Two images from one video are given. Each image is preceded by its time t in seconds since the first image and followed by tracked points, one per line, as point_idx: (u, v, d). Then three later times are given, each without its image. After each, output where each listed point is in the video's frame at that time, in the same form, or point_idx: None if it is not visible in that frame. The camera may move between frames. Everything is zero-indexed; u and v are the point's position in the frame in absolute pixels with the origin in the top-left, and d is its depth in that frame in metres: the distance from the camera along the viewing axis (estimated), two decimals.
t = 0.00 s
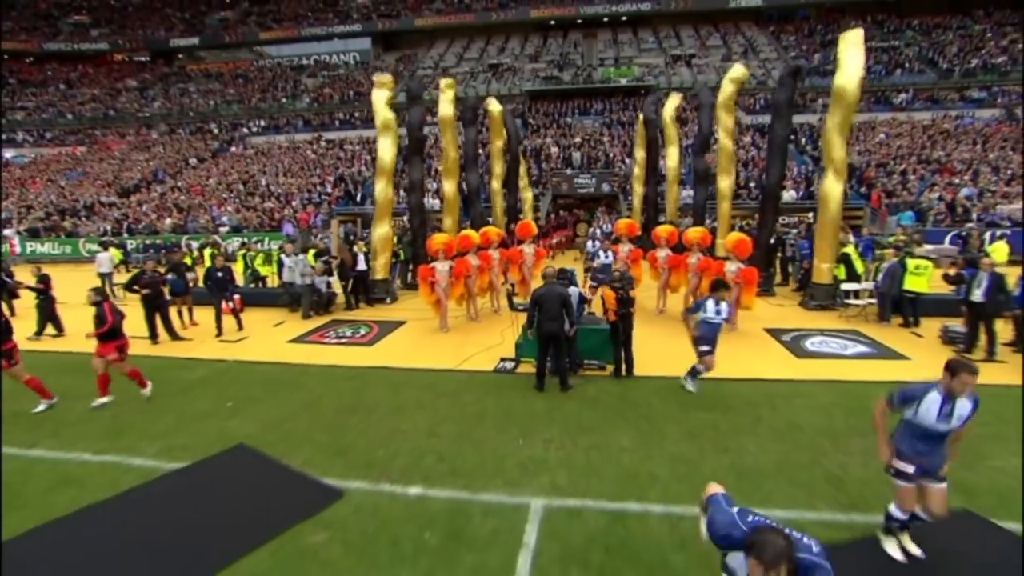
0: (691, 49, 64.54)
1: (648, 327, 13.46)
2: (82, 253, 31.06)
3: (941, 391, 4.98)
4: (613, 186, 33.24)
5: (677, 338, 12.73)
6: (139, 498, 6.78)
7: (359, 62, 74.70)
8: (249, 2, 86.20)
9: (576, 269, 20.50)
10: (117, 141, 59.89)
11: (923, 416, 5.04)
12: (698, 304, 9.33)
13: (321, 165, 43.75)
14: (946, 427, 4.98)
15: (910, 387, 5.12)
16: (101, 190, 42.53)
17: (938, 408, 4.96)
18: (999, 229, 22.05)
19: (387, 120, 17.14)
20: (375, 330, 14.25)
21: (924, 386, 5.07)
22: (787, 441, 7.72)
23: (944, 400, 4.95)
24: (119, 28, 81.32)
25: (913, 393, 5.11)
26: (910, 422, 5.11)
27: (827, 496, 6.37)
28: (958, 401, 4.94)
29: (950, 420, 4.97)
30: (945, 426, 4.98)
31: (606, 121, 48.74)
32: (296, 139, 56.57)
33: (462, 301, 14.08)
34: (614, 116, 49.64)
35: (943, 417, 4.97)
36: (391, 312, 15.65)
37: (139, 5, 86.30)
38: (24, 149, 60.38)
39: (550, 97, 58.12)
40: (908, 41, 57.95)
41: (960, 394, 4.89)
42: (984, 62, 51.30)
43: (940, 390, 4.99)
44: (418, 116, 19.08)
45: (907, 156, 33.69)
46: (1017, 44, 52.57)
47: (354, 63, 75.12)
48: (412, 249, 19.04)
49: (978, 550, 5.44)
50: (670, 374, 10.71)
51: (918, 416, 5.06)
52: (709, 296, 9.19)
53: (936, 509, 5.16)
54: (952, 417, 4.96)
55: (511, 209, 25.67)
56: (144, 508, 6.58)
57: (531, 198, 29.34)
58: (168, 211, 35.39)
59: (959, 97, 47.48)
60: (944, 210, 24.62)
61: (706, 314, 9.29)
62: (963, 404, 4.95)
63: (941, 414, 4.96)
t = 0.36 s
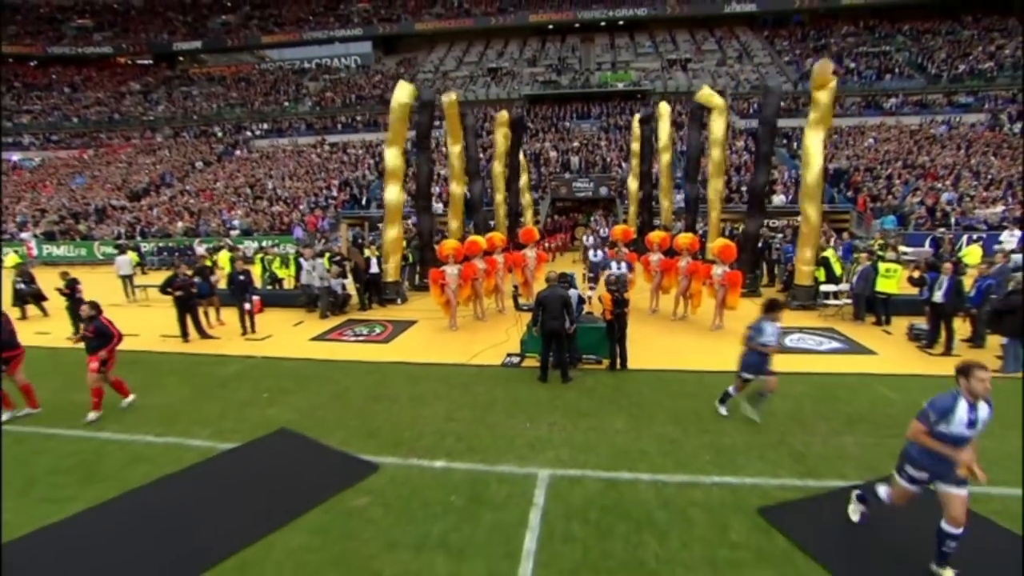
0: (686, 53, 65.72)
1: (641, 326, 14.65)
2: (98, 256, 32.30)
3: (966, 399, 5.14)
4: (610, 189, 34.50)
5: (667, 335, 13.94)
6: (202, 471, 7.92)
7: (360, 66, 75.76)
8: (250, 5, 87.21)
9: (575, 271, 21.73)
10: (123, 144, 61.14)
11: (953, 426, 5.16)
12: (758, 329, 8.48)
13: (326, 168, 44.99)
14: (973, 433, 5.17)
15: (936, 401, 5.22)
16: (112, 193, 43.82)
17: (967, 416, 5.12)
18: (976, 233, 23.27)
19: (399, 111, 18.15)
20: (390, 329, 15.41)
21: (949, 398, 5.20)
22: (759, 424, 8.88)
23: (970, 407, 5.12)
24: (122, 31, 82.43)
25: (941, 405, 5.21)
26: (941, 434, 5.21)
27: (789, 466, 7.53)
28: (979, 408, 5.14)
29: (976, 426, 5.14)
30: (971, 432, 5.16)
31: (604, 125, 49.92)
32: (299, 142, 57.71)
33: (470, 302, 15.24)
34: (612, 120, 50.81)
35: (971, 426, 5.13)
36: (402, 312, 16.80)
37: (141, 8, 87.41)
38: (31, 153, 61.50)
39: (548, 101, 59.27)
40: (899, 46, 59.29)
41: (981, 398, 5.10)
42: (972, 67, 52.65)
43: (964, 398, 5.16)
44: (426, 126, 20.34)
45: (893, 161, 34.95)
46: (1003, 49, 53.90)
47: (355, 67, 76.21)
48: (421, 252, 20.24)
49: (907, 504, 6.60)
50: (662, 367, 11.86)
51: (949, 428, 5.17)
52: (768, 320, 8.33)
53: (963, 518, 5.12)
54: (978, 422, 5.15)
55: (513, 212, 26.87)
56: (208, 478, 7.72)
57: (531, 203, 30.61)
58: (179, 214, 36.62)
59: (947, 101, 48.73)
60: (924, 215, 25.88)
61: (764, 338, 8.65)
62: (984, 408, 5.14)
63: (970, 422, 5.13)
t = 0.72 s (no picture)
0: (683, 56, 66.94)
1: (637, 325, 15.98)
2: (114, 258, 34.35)
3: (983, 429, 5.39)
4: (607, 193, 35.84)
5: (660, 333, 15.29)
6: (254, 453, 9.19)
7: (362, 69, 77.02)
8: (253, 8, 88.42)
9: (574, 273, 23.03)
10: (131, 148, 62.58)
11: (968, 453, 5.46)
12: (822, 346, 8.69)
13: (332, 171, 46.35)
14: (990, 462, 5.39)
15: (953, 428, 5.55)
16: (125, 198, 45.30)
17: (982, 443, 5.38)
18: (955, 236, 24.55)
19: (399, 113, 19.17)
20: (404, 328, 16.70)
21: (967, 427, 5.49)
22: (738, 412, 10.15)
23: (987, 435, 5.37)
24: (127, 35, 83.70)
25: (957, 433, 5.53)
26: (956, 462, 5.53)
27: (760, 447, 8.79)
28: (1001, 439, 5.36)
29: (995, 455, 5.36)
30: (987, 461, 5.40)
31: (603, 128, 51.18)
32: (304, 145, 58.98)
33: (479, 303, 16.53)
34: (610, 123, 52.04)
35: (991, 454, 5.37)
36: (415, 313, 18.05)
37: (145, 11, 88.66)
38: (41, 156, 62.84)
39: (548, 104, 60.49)
40: (891, 50, 60.61)
41: (998, 429, 5.32)
42: (962, 71, 54.00)
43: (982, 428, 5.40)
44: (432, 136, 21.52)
45: (881, 164, 36.21)
46: (993, 53, 55.19)
47: (357, 70, 77.43)
48: (431, 256, 21.56)
49: (856, 476, 7.86)
50: (654, 363, 13.15)
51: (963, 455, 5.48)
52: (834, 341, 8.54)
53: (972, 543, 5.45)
54: (996, 452, 5.37)
55: (515, 216, 28.22)
56: (260, 459, 8.99)
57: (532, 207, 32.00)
58: (192, 217, 38.05)
59: (937, 104, 50.00)
60: (908, 218, 27.19)
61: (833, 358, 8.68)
62: (1006, 438, 5.35)
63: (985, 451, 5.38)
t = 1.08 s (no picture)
0: (677, 62, 68.35)
1: (629, 326, 17.38)
2: (126, 261, 35.58)
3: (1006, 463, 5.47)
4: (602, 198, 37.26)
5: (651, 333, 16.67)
6: (292, 441, 10.47)
7: (362, 73, 78.16)
8: (252, 12, 89.38)
9: (572, 277, 24.42)
10: (134, 151, 63.68)
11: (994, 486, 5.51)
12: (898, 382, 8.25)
13: (334, 175, 47.56)
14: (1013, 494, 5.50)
15: (979, 462, 5.57)
16: (132, 202, 46.49)
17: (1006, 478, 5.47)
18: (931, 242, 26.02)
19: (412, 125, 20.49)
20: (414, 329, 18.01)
21: (991, 461, 5.54)
22: (718, 404, 11.50)
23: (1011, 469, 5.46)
24: (128, 37, 84.54)
25: (983, 467, 5.55)
26: (981, 495, 5.57)
27: (735, 433, 10.13)
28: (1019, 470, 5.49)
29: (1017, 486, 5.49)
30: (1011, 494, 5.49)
31: (598, 133, 52.53)
32: (305, 149, 60.05)
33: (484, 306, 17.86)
34: (606, 128, 53.39)
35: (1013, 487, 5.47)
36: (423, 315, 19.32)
37: (144, 14, 89.42)
38: (45, 159, 63.71)
39: (545, 108, 61.77)
40: (879, 56, 62.23)
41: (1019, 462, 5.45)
42: (946, 78, 55.63)
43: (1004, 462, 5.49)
44: (438, 148, 22.85)
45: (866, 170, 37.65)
46: (977, 60, 56.88)
47: (357, 73, 78.49)
48: (436, 261, 22.89)
49: (814, 457, 9.23)
50: (645, 361, 14.51)
51: (989, 489, 5.52)
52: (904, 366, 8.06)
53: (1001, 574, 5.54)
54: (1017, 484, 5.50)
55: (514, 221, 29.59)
56: (299, 445, 10.27)
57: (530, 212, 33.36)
58: (200, 221, 39.24)
59: (922, 111, 51.56)
60: (888, 224, 28.67)
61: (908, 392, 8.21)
62: None
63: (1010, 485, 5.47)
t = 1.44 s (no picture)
0: (683, 69, 69.69)
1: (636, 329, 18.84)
2: (154, 262, 37.37)
3: None
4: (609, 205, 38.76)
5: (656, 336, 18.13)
6: (340, 427, 11.95)
7: (373, 78, 79.88)
8: (267, 17, 91.36)
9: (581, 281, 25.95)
10: (153, 153, 65.64)
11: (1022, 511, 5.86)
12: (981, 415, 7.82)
13: (349, 180, 49.25)
14: None
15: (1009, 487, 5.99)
16: (156, 205, 48.35)
17: None
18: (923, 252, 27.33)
19: (432, 136, 22.14)
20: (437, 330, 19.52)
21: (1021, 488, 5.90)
22: (715, 400, 12.92)
23: None
24: (146, 42, 86.71)
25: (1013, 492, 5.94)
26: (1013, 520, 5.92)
27: (729, 426, 11.54)
28: None
29: None
30: None
31: (605, 140, 53.94)
32: (320, 153, 61.75)
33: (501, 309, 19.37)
34: (612, 135, 54.80)
35: None
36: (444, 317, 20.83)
37: (161, 18, 91.56)
38: (67, 160, 65.64)
39: (553, 115, 63.24)
40: (882, 65, 63.39)
41: None
42: (948, 88, 56.71)
43: None
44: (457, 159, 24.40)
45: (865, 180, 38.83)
46: (978, 70, 58.00)
47: (368, 78, 80.26)
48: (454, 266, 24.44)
49: (795, 445, 10.65)
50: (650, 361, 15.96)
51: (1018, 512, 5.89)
52: (989, 402, 7.67)
53: None
54: None
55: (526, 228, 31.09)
56: (346, 431, 11.74)
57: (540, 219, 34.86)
58: (222, 224, 40.97)
59: (923, 120, 52.71)
60: (883, 234, 30.03)
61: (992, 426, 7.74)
62: None
63: None
